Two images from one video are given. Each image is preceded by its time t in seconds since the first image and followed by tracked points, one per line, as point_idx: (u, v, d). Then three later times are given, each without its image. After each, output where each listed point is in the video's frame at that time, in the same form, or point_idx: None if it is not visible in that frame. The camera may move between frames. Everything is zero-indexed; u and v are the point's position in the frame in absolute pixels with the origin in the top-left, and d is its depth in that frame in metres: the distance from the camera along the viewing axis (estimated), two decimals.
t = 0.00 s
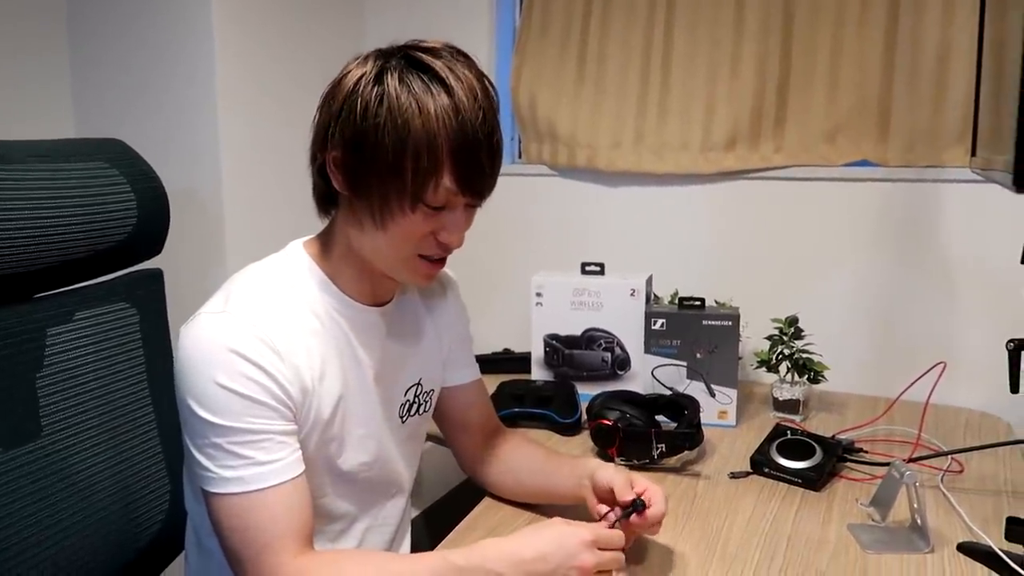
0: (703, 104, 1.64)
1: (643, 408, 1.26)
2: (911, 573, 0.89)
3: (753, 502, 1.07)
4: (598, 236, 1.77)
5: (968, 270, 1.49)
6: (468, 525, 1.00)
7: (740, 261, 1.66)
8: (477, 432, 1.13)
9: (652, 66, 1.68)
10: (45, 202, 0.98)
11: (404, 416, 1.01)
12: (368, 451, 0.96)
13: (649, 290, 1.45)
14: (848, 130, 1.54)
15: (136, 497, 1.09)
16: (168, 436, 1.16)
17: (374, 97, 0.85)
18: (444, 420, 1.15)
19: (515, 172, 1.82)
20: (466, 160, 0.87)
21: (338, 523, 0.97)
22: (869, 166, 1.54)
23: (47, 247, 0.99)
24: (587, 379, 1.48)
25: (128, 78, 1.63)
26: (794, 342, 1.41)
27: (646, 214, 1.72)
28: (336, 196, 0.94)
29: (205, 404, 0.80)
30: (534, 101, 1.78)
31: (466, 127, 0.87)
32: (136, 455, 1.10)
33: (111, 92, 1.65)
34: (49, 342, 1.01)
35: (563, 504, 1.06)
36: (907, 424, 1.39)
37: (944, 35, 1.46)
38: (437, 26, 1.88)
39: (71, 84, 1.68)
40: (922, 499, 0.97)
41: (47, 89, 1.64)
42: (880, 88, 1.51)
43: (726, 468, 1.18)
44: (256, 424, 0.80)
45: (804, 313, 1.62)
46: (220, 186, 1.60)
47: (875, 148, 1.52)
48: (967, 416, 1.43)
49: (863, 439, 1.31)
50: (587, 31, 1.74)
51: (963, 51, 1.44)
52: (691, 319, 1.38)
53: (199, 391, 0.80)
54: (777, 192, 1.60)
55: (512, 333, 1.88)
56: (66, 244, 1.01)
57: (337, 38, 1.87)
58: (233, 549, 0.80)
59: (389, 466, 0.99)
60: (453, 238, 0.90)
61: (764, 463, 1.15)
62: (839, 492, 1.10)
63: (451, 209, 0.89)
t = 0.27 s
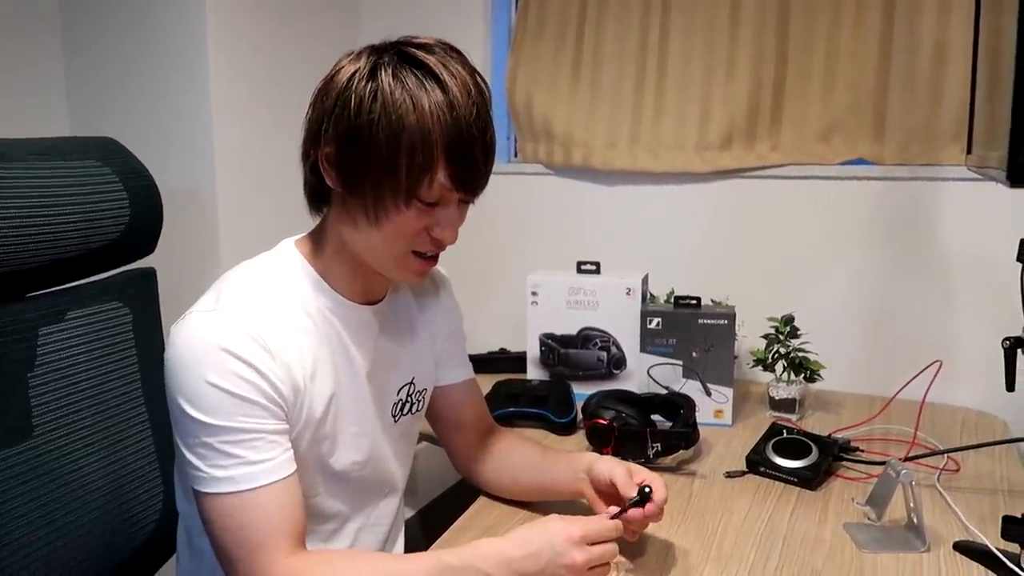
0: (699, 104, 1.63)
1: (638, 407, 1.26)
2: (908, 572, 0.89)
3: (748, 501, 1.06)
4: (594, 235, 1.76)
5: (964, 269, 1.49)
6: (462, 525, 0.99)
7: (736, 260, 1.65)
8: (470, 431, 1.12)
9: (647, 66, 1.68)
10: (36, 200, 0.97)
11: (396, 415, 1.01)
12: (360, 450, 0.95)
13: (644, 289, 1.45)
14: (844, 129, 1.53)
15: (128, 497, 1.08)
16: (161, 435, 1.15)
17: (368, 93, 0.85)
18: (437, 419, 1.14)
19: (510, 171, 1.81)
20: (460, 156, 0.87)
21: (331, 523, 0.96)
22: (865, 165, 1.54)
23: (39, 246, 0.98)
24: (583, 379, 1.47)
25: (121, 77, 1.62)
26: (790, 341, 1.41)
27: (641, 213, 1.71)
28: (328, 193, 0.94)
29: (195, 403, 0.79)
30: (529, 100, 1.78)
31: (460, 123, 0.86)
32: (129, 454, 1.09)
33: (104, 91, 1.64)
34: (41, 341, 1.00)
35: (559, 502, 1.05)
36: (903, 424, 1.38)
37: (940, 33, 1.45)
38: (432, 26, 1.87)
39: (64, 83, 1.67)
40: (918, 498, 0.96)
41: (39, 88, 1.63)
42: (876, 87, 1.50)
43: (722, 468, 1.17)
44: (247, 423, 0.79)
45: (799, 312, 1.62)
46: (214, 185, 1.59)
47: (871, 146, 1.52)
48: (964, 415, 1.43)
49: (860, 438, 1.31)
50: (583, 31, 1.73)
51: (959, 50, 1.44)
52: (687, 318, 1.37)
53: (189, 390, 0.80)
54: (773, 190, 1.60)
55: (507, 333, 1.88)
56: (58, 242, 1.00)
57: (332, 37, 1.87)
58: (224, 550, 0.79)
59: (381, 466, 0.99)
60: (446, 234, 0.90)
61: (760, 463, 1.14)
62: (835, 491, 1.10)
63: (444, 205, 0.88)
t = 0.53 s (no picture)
0: (698, 93, 1.60)
1: (636, 398, 1.23)
2: (912, 567, 0.87)
3: (748, 495, 1.04)
4: (592, 225, 1.74)
5: (968, 259, 1.47)
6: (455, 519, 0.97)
7: (736, 250, 1.62)
8: (463, 423, 1.10)
9: (645, 54, 1.65)
10: (19, 187, 0.94)
11: (387, 407, 0.98)
12: (350, 442, 0.93)
13: (642, 280, 1.42)
14: (845, 118, 1.50)
15: (120, 489, 1.06)
16: (150, 427, 1.12)
17: (360, 76, 0.82)
18: (429, 411, 1.12)
19: (507, 161, 1.78)
20: (455, 141, 0.84)
21: (321, 517, 0.94)
22: (866, 153, 1.51)
23: (22, 234, 0.95)
24: (580, 370, 1.44)
25: (109, 65, 1.59)
26: (790, 331, 1.38)
27: (640, 203, 1.69)
28: (318, 179, 0.91)
29: (177, 393, 0.76)
30: (525, 89, 1.75)
31: (455, 108, 0.84)
32: (120, 446, 1.07)
33: (92, 79, 1.61)
34: (26, 331, 0.97)
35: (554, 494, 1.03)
36: (906, 416, 1.36)
37: (943, 20, 1.42)
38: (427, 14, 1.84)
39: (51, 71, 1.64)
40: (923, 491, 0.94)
41: (25, 77, 1.60)
42: (878, 74, 1.48)
43: (721, 460, 1.15)
44: (232, 414, 0.77)
45: (800, 303, 1.59)
46: (204, 175, 1.56)
47: (873, 135, 1.49)
48: (967, 407, 1.41)
49: (862, 430, 1.28)
50: (580, 19, 1.70)
51: (963, 36, 1.41)
52: (686, 308, 1.35)
53: (172, 380, 0.77)
54: (773, 179, 1.57)
55: (504, 325, 1.85)
56: (43, 231, 0.98)
57: (324, 26, 1.83)
58: (207, 545, 0.76)
59: (372, 459, 0.96)
60: (439, 222, 0.87)
61: (761, 455, 1.12)
62: (837, 483, 1.07)
63: (438, 192, 0.86)
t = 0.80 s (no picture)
0: (705, 55, 1.53)
1: (641, 370, 1.18)
2: (934, 548, 0.81)
3: (758, 471, 0.99)
4: (594, 193, 1.67)
5: (987, 227, 1.40)
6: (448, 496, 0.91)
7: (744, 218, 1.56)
8: (456, 395, 1.05)
9: (650, 14, 1.57)
10: None
11: (377, 378, 0.93)
12: (336, 415, 0.87)
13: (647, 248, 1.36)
14: (860, 80, 1.43)
15: (107, 463, 1.00)
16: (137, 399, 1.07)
17: (344, 21, 0.75)
18: (421, 381, 1.06)
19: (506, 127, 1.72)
20: (448, 92, 0.78)
21: (306, 494, 0.89)
22: (880, 117, 1.44)
23: None
24: (581, 341, 1.39)
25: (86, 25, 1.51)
26: (801, 301, 1.33)
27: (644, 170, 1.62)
28: (299, 134, 0.84)
29: (146, 363, 0.71)
30: (524, 52, 1.68)
31: (447, 56, 0.77)
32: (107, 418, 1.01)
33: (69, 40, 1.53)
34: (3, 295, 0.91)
35: (551, 468, 0.98)
36: (923, 389, 1.30)
37: None
38: None
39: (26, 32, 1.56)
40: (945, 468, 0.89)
41: None
42: (895, 33, 1.40)
43: (729, 434, 1.10)
44: (206, 385, 0.71)
45: (810, 273, 1.54)
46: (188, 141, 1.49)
47: (889, 97, 1.42)
48: (985, 381, 1.35)
49: (875, 404, 1.23)
50: None
51: None
52: (692, 277, 1.29)
53: (140, 350, 0.71)
54: (783, 144, 1.50)
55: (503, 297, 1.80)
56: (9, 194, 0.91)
57: None
58: (179, 525, 0.71)
59: (361, 433, 0.91)
60: (431, 180, 0.81)
61: (771, 430, 1.06)
62: (851, 459, 1.02)
63: (430, 147, 0.79)
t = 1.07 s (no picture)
0: None
1: (643, 287, 1.10)
2: (961, 479, 0.75)
3: (769, 395, 0.92)
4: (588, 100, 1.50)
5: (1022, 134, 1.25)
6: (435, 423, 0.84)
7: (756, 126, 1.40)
8: (443, 315, 0.97)
9: None
10: None
11: (355, 297, 0.85)
12: (310, 338, 0.79)
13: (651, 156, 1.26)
14: None
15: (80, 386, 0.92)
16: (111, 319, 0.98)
17: None
18: (406, 299, 0.98)
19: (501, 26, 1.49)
20: None
21: (281, 421, 0.82)
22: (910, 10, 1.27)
23: None
24: (579, 257, 1.30)
25: None
26: (816, 214, 1.23)
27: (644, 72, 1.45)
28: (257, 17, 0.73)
29: (82, 280, 0.62)
30: None
31: None
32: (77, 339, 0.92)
33: None
34: None
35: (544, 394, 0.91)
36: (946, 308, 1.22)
37: None
38: None
39: None
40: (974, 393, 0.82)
41: None
42: None
43: (737, 355, 1.02)
44: (154, 305, 0.63)
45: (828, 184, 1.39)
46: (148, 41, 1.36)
47: None
48: (1008, 297, 1.27)
49: (892, 323, 1.16)
50: None
51: None
52: (699, 187, 1.20)
53: (76, 265, 0.63)
54: (798, 43, 1.34)
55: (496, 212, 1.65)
56: None
57: None
58: (131, 460, 0.63)
59: (339, 356, 0.83)
60: (413, 68, 0.70)
61: (783, 350, 0.99)
62: (869, 382, 0.95)
63: (408, 27, 0.68)
